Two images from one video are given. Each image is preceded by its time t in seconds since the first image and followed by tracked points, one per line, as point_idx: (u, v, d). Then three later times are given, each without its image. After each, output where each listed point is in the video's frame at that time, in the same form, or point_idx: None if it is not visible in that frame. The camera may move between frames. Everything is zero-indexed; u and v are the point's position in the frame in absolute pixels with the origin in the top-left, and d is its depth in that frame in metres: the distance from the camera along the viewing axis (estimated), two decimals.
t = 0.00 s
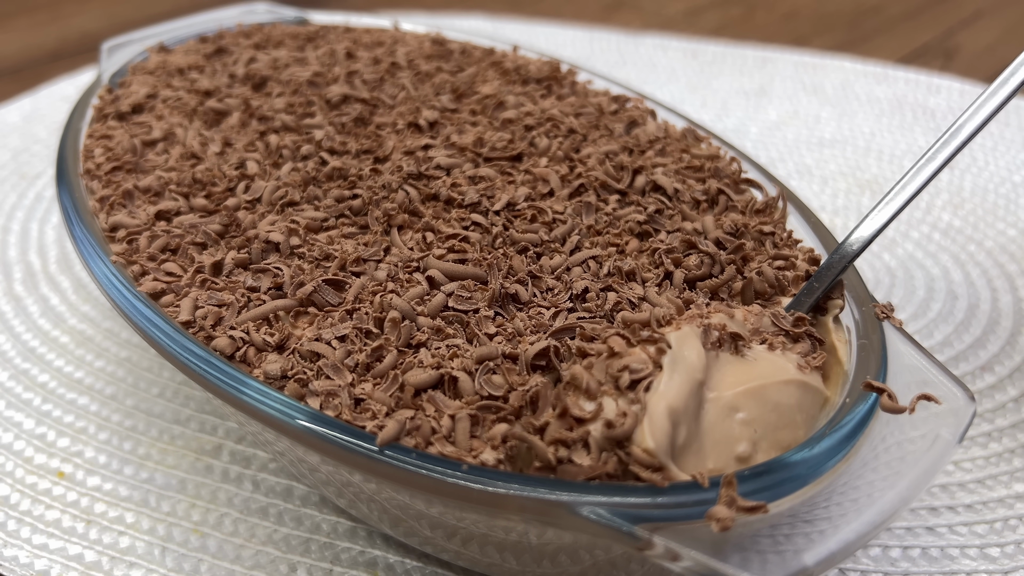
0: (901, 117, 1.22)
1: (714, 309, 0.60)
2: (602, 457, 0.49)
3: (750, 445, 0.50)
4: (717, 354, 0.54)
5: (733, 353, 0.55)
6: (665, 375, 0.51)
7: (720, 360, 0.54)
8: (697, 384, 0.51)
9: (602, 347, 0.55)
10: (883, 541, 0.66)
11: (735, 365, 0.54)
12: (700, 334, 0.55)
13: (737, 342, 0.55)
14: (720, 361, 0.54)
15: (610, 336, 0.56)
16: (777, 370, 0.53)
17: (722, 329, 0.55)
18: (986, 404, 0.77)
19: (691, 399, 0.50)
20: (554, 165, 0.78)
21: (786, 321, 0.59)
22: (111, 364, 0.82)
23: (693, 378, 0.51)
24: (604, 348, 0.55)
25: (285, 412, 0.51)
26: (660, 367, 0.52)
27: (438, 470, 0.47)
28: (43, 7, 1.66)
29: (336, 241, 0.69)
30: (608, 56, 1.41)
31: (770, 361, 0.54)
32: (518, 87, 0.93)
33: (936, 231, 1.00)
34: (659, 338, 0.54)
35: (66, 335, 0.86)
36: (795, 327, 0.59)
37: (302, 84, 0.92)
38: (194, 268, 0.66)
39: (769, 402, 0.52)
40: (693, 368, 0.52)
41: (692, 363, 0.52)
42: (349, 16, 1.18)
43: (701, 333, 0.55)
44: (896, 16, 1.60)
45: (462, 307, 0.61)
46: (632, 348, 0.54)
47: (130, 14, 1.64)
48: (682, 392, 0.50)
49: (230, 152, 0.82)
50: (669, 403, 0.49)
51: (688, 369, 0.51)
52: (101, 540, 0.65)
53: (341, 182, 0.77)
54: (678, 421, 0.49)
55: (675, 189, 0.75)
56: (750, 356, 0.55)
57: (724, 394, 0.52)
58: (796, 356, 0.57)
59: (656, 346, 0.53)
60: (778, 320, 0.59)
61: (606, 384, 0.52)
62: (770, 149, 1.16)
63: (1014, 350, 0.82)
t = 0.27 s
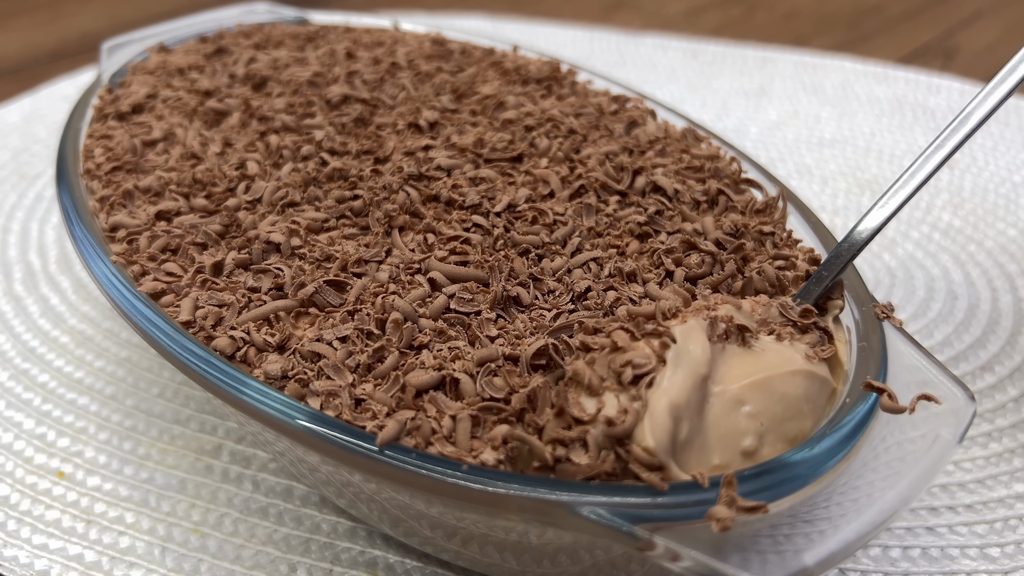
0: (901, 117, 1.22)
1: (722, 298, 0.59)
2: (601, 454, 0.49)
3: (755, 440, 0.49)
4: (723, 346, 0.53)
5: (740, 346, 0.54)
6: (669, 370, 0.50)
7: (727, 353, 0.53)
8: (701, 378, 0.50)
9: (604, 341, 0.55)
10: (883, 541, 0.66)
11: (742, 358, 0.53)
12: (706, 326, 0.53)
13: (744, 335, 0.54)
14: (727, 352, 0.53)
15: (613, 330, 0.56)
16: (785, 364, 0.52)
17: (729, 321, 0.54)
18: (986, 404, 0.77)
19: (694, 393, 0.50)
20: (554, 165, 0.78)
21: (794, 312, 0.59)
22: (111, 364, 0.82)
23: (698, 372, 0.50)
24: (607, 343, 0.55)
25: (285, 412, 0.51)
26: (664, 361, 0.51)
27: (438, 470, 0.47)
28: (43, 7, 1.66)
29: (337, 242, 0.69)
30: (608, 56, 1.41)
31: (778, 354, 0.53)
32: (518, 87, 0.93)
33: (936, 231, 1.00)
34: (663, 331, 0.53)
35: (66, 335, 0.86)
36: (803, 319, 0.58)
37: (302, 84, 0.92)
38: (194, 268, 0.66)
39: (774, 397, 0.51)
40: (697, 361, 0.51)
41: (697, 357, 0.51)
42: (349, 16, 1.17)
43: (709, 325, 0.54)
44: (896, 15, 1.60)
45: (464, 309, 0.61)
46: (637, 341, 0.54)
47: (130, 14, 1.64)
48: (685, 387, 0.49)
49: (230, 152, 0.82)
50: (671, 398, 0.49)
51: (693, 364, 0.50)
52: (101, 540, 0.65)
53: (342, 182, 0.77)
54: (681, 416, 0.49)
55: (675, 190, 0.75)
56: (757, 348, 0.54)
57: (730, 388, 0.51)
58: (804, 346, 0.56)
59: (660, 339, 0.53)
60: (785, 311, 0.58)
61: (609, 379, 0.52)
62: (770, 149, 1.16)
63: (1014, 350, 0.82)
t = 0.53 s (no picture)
0: (901, 117, 1.22)
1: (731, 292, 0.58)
2: (598, 452, 0.48)
3: (761, 430, 0.49)
4: (733, 335, 0.53)
5: (751, 334, 0.53)
6: (672, 360, 0.50)
7: (737, 341, 0.53)
8: (706, 368, 0.50)
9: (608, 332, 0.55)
10: (883, 541, 0.66)
11: (752, 347, 0.53)
12: (713, 316, 0.53)
13: (755, 324, 0.54)
14: (735, 344, 0.53)
15: (617, 322, 0.55)
16: (794, 356, 0.52)
17: (739, 310, 0.54)
18: (986, 404, 0.77)
19: (697, 384, 0.49)
20: (555, 167, 0.78)
21: (807, 303, 0.59)
22: (111, 364, 0.82)
23: (701, 362, 0.50)
24: (611, 333, 0.55)
25: (286, 412, 0.51)
26: (667, 352, 0.51)
27: (439, 470, 0.47)
28: (43, 7, 1.66)
29: (338, 243, 0.69)
30: (609, 56, 1.41)
31: (789, 345, 0.53)
32: (518, 87, 0.93)
33: (936, 231, 1.00)
34: (668, 321, 0.53)
35: (66, 335, 0.86)
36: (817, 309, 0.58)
37: (302, 85, 0.92)
38: (195, 269, 0.67)
39: (784, 385, 0.50)
40: (701, 352, 0.50)
41: (701, 346, 0.51)
42: (349, 16, 1.17)
43: (716, 316, 0.53)
44: (896, 15, 1.60)
45: (467, 312, 0.61)
46: (640, 332, 0.54)
47: (130, 14, 1.64)
48: (687, 377, 0.49)
49: (230, 153, 0.82)
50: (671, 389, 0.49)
51: (696, 353, 0.50)
52: (101, 540, 0.65)
53: (342, 183, 0.77)
54: (682, 408, 0.48)
55: (676, 191, 0.75)
56: (769, 337, 0.54)
57: (737, 377, 0.50)
58: (819, 337, 0.56)
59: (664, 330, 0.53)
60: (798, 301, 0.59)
61: (610, 370, 0.52)
62: (770, 150, 1.16)
63: (1014, 350, 0.82)
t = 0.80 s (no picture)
0: (901, 117, 1.22)
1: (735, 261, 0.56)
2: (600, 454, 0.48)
3: (762, 404, 0.47)
4: (737, 304, 0.51)
5: (755, 304, 0.51)
6: (675, 337, 0.48)
7: (741, 311, 0.51)
8: (710, 343, 0.48)
9: (610, 306, 0.52)
10: (883, 541, 0.66)
11: (756, 317, 0.51)
12: (718, 286, 0.51)
13: (760, 292, 0.52)
14: (737, 312, 0.50)
15: (619, 295, 0.52)
16: (798, 326, 0.50)
17: (744, 279, 0.52)
18: (986, 404, 0.77)
19: (701, 361, 0.47)
20: (554, 166, 0.78)
21: (810, 272, 0.58)
22: (111, 364, 0.82)
23: (705, 337, 0.48)
24: (613, 306, 0.52)
25: (285, 412, 0.51)
26: (669, 327, 0.49)
27: (438, 470, 0.47)
28: (43, 7, 1.66)
29: (337, 242, 0.69)
30: (608, 55, 1.41)
31: (792, 315, 0.51)
32: (518, 87, 0.93)
33: (936, 231, 1.00)
34: (672, 292, 0.50)
35: (66, 334, 0.86)
36: (820, 279, 0.58)
37: (301, 85, 0.92)
38: (195, 268, 0.66)
39: (787, 355, 0.49)
40: (705, 326, 0.48)
41: (705, 320, 0.48)
42: (349, 16, 1.17)
43: (718, 283, 0.51)
44: (896, 15, 1.60)
45: (466, 311, 0.61)
46: (644, 305, 0.51)
47: (130, 14, 1.64)
48: (691, 356, 0.47)
49: (230, 152, 0.82)
50: (675, 371, 0.46)
51: (699, 328, 0.48)
52: (101, 540, 0.65)
53: (342, 183, 0.76)
54: (684, 388, 0.46)
55: (676, 190, 0.74)
56: (773, 307, 0.52)
57: (740, 350, 0.48)
58: (824, 307, 0.54)
59: (667, 302, 0.50)
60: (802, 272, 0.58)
61: (612, 348, 0.49)
62: (770, 149, 1.16)
63: (1014, 350, 0.82)
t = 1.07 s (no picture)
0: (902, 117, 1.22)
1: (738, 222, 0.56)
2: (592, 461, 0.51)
3: (764, 354, 0.47)
4: (739, 262, 0.51)
5: (756, 262, 0.52)
6: (675, 290, 0.48)
7: (742, 269, 0.51)
8: (710, 297, 0.48)
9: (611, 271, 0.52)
10: (884, 542, 0.66)
11: (757, 273, 0.51)
12: (719, 242, 0.51)
13: (761, 252, 0.52)
14: (739, 270, 0.51)
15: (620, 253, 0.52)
16: (798, 280, 0.50)
17: (745, 238, 0.52)
18: (988, 405, 0.77)
19: (700, 313, 0.47)
20: (554, 165, 0.78)
21: (813, 234, 0.58)
22: (110, 365, 0.82)
23: (705, 290, 0.48)
24: (615, 262, 0.51)
25: (284, 412, 0.51)
26: (670, 282, 0.49)
27: (438, 470, 0.47)
28: (43, 7, 1.66)
29: (336, 241, 0.69)
30: (608, 55, 1.40)
31: (793, 271, 0.51)
32: (518, 87, 0.93)
33: (937, 231, 1.00)
34: (673, 246, 0.50)
35: (65, 335, 0.86)
36: (822, 240, 0.58)
37: (301, 84, 0.92)
38: (194, 268, 0.66)
39: (788, 307, 0.49)
40: (705, 279, 0.48)
41: (706, 274, 0.48)
42: (349, 16, 1.17)
43: (720, 241, 0.51)
44: (896, 15, 1.60)
45: (466, 311, 0.61)
46: (645, 262, 0.51)
47: (130, 14, 1.64)
48: (690, 308, 0.47)
49: (229, 152, 0.82)
50: (674, 322, 0.46)
51: (700, 281, 0.48)
52: (100, 541, 0.65)
53: (341, 182, 0.76)
54: (684, 339, 0.46)
55: (676, 189, 0.74)
56: (775, 264, 0.52)
57: (741, 303, 0.48)
58: (826, 266, 0.54)
59: (668, 257, 0.50)
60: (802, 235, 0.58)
61: (612, 303, 0.49)
62: (770, 149, 1.16)
63: (1015, 350, 0.82)
